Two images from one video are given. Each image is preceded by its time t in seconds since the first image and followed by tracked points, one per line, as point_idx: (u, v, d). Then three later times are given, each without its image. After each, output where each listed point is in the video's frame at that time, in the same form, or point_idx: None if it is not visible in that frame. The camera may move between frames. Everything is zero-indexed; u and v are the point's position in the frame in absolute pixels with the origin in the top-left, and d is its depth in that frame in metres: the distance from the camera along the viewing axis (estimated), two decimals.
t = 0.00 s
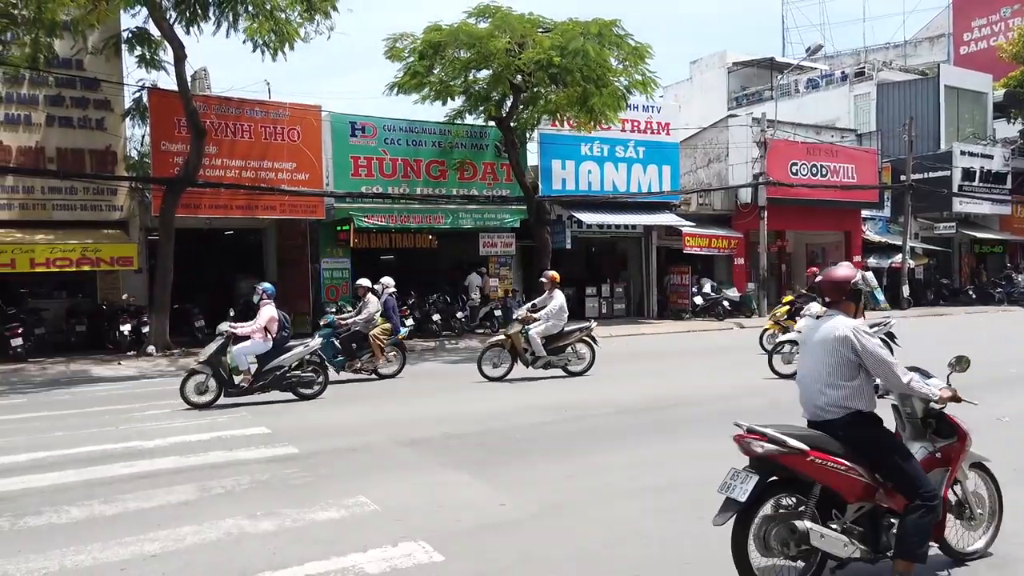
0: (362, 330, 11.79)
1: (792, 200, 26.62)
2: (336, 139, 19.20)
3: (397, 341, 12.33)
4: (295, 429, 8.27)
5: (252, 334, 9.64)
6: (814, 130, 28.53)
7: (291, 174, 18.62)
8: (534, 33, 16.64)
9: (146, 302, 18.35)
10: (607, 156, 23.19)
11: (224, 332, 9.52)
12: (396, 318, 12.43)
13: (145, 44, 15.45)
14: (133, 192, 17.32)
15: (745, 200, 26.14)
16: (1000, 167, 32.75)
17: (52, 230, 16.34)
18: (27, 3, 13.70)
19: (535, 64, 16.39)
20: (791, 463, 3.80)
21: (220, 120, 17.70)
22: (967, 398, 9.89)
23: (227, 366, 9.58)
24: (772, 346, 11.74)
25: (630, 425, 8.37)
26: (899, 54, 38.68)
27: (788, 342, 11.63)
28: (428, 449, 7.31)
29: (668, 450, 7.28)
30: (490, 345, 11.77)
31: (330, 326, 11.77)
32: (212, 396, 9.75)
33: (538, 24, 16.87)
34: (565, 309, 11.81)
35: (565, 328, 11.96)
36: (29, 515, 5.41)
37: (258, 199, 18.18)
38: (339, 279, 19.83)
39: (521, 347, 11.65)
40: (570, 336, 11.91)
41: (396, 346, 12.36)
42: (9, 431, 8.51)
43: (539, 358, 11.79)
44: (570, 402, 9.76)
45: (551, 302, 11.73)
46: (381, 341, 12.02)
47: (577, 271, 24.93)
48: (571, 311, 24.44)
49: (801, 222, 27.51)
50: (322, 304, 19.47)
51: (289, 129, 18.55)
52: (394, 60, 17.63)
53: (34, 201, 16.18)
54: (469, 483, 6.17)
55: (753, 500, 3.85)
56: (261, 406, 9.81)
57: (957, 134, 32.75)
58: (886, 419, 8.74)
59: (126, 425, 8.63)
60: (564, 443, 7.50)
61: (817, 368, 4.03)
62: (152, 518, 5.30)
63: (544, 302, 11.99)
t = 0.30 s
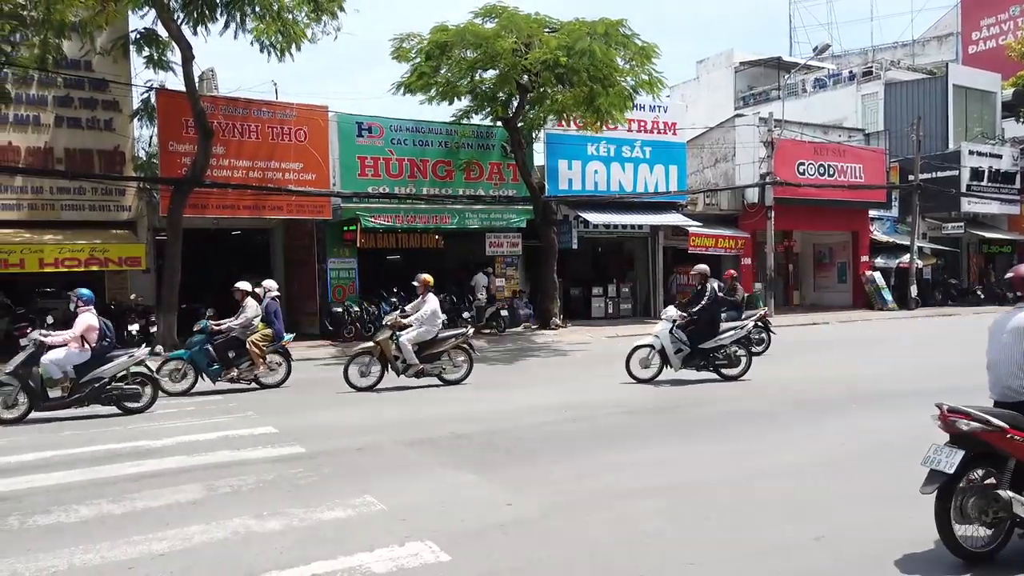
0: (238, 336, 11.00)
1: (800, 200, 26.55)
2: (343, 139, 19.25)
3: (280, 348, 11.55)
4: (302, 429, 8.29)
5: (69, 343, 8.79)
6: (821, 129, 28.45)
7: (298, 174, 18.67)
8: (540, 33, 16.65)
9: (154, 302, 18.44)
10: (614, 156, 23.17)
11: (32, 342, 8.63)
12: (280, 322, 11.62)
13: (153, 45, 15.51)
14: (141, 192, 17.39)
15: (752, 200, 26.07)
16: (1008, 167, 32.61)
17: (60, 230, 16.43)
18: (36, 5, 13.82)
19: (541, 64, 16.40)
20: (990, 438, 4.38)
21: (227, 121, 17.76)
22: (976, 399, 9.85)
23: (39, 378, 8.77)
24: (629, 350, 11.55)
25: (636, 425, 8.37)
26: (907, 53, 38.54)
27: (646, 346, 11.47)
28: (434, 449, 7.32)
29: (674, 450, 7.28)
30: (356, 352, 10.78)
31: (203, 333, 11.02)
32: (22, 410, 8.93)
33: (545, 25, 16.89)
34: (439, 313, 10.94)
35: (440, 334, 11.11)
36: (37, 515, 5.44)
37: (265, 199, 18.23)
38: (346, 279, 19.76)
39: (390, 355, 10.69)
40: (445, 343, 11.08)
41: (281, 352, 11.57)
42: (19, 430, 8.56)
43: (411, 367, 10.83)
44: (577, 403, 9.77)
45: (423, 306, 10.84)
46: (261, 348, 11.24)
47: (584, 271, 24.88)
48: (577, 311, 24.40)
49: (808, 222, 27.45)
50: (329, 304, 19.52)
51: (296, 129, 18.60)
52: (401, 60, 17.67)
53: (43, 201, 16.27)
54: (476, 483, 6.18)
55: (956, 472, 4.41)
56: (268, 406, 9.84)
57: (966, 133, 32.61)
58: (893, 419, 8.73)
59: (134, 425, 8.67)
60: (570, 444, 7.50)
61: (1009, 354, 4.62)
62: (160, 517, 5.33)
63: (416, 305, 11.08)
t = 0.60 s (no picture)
0: (94, 344, 10.24)
1: (808, 200, 26.47)
2: (351, 140, 19.30)
3: (142, 355, 10.73)
4: (310, 429, 8.33)
5: None
6: (830, 129, 28.34)
7: (307, 175, 18.73)
8: (548, 33, 16.66)
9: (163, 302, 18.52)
10: (621, 156, 23.16)
11: None
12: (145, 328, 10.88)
13: (162, 46, 15.58)
14: (150, 193, 17.47)
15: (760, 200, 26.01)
16: (1019, 166, 32.42)
17: (70, 230, 16.52)
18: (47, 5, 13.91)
19: (549, 64, 16.40)
20: None
21: (236, 121, 17.83)
22: (986, 400, 9.81)
23: None
24: (486, 354, 11.11)
25: (643, 426, 8.37)
26: (916, 52, 38.38)
27: (502, 350, 11.05)
28: (442, 449, 7.33)
29: (682, 451, 7.27)
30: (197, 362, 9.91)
31: (56, 340, 10.26)
32: None
33: (553, 25, 16.90)
34: (291, 319, 10.08)
35: (292, 341, 10.21)
36: (48, 514, 5.49)
37: (273, 200, 18.29)
38: (354, 279, 19.88)
39: (235, 365, 9.85)
40: (298, 351, 10.25)
41: (144, 362, 10.83)
42: (30, 430, 8.63)
43: (259, 377, 9.97)
44: (585, 403, 9.78)
45: (271, 311, 9.96)
46: (119, 355, 10.48)
47: (591, 271, 24.85)
48: (585, 311, 24.40)
49: (817, 222, 27.36)
50: (337, 305, 19.56)
51: (304, 130, 18.66)
52: (409, 61, 17.70)
53: (54, 201, 16.37)
54: (484, 484, 6.20)
55: None
56: (277, 406, 9.89)
57: (976, 133, 32.44)
58: (903, 420, 8.69)
59: (144, 425, 8.73)
60: (577, 445, 7.51)
61: None
62: (171, 517, 5.37)
63: (265, 311, 10.18)
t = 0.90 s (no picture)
0: None
1: (815, 201, 26.41)
2: (357, 141, 19.35)
3: None
4: (316, 430, 8.36)
5: None
6: (837, 130, 28.26)
7: (313, 176, 18.78)
8: (554, 35, 16.69)
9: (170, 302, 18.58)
10: (627, 157, 23.15)
11: None
12: None
13: (170, 48, 15.65)
14: (158, 195, 17.54)
15: (767, 202, 25.98)
16: None
17: (78, 231, 16.60)
18: (55, 8, 13.99)
19: (555, 66, 16.42)
20: None
21: (243, 123, 17.89)
22: (994, 402, 9.77)
23: None
24: (332, 362, 10.40)
25: (649, 428, 8.37)
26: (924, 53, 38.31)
27: (348, 358, 10.35)
28: (448, 451, 7.35)
29: (687, 453, 7.27)
30: None
31: None
32: None
33: (558, 27, 16.92)
34: (105, 327, 9.22)
35: (109, 352, 9.34)
36: (58, 514, 5.54)
37: (279, 201, 18.35)
38: (360, 280, 19.71)
39: (39, 379, 8.97)
40: (117, 363, 9.37)
41: None
42: (39, 431, 8.69)
43: (69, 392, 9.12)
44: (590, 405, 9.78)
45: (84, 319, 9.10)
46: None
47: (596, 271, 24.99)
48: (590, 312, 24.40)
49: (824, 223, 27.30)
50: (343, 306, 19.52)
51: (311, 132, 18.72)
52: (415, 63, 17.75)
53: (62, 203, 16.45)
54: (489, 485, 6.22)
55: None
56: (283, 407, 9.93)
57: (984, 134, 32.32)
58: (909, 423, 8.66)
59: (151, 425, 8.78)
60: (582, 447, 7.52)
61: None
62: (179, 518, 5.40)
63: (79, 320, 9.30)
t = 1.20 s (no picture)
0: None
1: (822, 203, 26.35)
2: (364, 143, 19.40)
3: None
4: (324, 432, 8.38)
5: None
6: (845, 131, 28.17)
7: (320, 178, 18.83)
8: (561, 37, 16.70)
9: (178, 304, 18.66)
10: (634, 159, 23.14)
11: None
12: None
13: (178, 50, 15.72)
14: (166, 196, 17.62)
15: (774, 203, 25.93)
16: None
17: (87, 233, 16.69)
18: (64, 11, 14.07)
19: (561, 68, 16.42)
20: None
21: (251, 125, 17.96)
22: (1002, 405, 9.72)
23: None
24: (161, 377, 9.80)
25: (655, 430, 8.37)
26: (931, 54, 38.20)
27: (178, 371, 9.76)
28: (455, 452, 7.37)
29: (694, 456, 7.27)
30: None
31: None
32: None
33: (565, 29, 16.95)
34: None
35: None
36: (68, 515, 5.58)
37: (287, 203, 18.42)
38: (366, 282, 19.94)
39: None
40: None
41: None
42: (50, 432, 8.76)
43: None
44: (597, 407, 9.78)
45: None
46: None
47: (604, 272, 24.95)
48: (597, 313, 24.38)
49: (831, 225, 27.23)
50: (349, 308, 19.62)
51: (319, 134, 18.77)
52: (422, 65, 17.79)
53: (71, 205, 16.55)
54: (496, 488, 6.23)
55: None
56: (291, 408, 9.96)
57: (993, 135, 32.19)
58: (916, 426, 8.63)
59: (160, 427, 8.82)
60: (589, 449, 7.52)
61: None
62: (188, 519, 5.44)
63: None
